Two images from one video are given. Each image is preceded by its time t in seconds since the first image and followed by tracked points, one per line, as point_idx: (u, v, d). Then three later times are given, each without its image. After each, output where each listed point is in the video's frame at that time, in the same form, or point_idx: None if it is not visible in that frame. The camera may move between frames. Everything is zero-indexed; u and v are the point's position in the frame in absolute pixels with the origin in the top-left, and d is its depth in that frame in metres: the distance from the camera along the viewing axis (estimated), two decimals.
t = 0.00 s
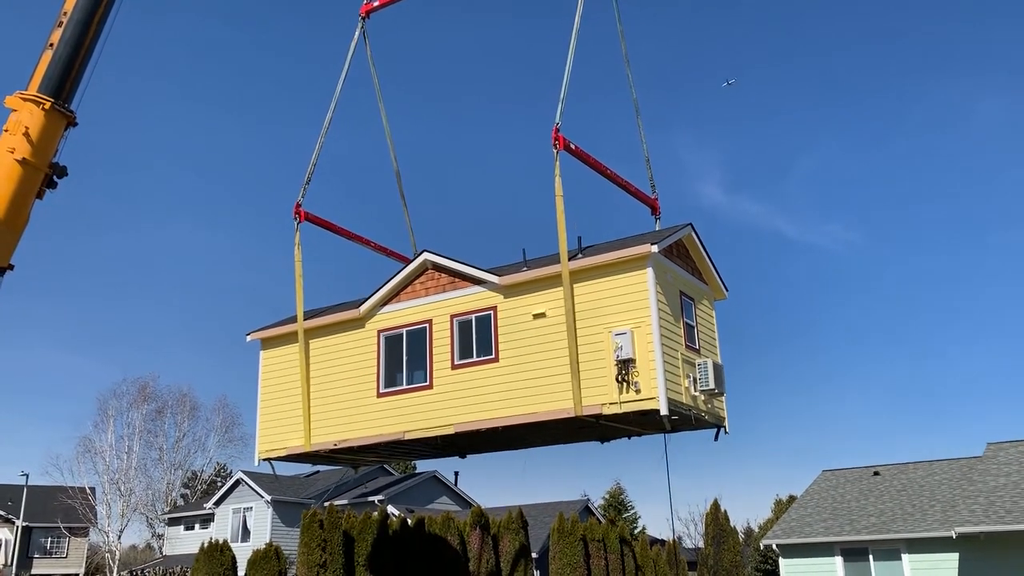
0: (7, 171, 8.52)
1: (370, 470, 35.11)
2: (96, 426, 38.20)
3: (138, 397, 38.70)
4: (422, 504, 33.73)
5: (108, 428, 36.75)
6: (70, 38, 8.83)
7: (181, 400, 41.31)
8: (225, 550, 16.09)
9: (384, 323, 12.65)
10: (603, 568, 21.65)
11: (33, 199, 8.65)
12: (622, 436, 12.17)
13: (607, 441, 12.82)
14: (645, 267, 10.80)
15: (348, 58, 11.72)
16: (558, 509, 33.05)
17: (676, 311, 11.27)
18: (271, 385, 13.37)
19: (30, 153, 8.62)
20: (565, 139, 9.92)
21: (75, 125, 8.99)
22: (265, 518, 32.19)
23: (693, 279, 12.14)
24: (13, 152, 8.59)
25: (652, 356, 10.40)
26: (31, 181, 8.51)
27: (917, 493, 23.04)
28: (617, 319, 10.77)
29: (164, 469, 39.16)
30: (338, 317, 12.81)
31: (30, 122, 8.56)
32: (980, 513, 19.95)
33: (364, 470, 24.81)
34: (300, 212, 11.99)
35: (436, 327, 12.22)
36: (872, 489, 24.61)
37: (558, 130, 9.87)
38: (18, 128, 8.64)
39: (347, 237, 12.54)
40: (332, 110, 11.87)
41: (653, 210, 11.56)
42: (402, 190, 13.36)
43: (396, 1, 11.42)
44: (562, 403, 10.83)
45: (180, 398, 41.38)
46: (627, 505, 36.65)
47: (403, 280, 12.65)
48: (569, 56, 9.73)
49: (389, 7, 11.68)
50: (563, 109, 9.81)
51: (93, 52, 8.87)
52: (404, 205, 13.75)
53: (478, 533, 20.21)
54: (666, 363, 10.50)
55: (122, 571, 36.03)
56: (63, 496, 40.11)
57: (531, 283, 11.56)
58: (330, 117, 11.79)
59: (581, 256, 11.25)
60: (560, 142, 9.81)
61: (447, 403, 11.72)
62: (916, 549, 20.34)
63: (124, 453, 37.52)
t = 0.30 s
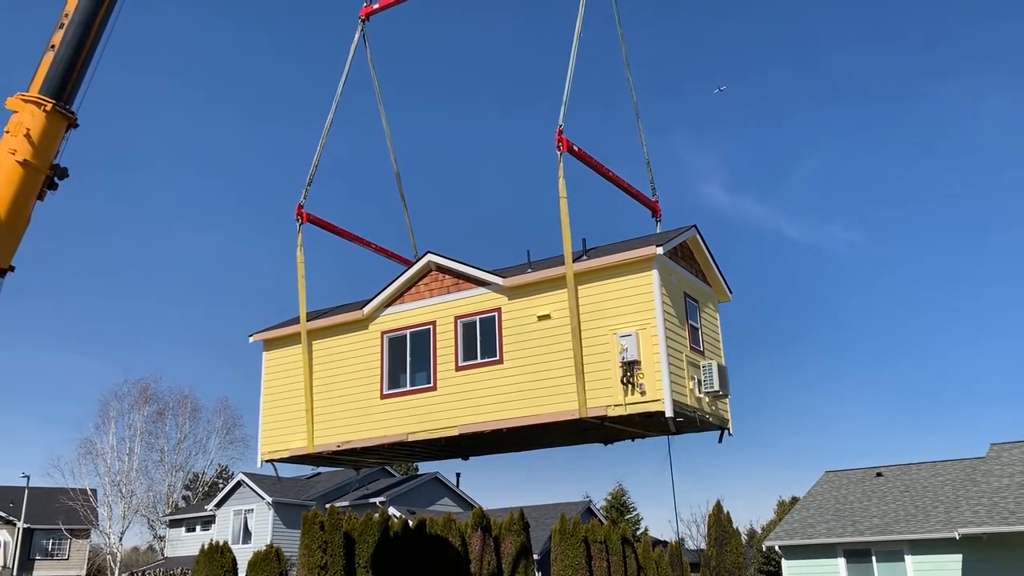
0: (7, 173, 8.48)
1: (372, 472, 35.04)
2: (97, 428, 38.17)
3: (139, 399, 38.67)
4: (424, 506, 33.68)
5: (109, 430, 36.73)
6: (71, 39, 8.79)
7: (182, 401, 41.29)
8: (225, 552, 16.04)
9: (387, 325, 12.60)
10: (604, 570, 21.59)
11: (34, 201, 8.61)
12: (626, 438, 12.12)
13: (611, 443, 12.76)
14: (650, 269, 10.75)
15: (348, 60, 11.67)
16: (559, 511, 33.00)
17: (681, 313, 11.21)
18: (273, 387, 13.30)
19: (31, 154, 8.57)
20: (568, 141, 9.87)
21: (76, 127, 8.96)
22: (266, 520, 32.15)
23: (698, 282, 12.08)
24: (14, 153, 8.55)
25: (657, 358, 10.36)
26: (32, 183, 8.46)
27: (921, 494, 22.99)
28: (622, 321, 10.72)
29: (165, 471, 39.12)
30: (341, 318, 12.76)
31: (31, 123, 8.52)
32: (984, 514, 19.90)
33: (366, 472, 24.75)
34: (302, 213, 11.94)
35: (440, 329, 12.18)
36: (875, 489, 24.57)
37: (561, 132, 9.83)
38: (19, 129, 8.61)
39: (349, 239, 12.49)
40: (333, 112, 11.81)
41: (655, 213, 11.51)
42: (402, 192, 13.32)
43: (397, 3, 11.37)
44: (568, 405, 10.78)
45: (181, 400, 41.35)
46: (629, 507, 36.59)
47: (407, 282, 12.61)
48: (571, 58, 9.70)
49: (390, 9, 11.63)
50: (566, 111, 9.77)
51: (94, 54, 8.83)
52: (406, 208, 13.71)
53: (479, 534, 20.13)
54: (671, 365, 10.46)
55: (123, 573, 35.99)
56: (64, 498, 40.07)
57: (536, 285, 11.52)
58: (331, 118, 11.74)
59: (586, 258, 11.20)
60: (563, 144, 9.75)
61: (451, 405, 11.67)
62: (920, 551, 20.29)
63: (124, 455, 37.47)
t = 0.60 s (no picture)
0: (10, 174, 8.50)
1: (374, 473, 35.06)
2: (100, 429, 38.23)
3: (142, 400, 38.72)
4: (425, 506, 33.70)
5: (111, 431, 36.78)
6: (74, 41, 8.82)
7: (184, 403, 41.36)
8: (226, 552, 16.07)
9: (390, 326, 12.62)
10: (606, 570, 21.60)
11: (35, 202, 8.62)
12: (628, 439, 12.12)
13: (614, 443, 12.77)
14: (653, 270, 10.77)
15: (348, 62, 11.68)
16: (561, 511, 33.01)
17: (684, 315, 11.22)
18: (276, 387, 13.32)
19: (33, 156, 8.59)
20: (569, 143, 9.88)
21: (77, 129, 8.98)
22: (268, 520, 32.18)
23: (700, 284, 12.09)
24: (16, 154, 8.57)
25: (661, 359, 10.37)
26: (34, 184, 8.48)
27: (923, 494, 22.98)
28: (625, 323, 10.74)
29: (168, 472, 39.17)
30: (344, 319, 12.78)
31: (33, 125, 8.55)
32: (986, 514, 19.90)
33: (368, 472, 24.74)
34: (303, 215, 11.96)
35: (443, 330, 12.19)
36: (877, 489, 24.56)
37: (563, 134, 9.84)
38: (21, 131, 8.63)
39: (351, 241, 12.51)
40: (333, 114, 11.82)
41: (657, 215, 11.52)
42: (402, 194, 13.34)
43: (397, 6, 11.40)
44: (571, 406, 10.80)
45: (183, 400, 41.41)
46: (632, 507, 36.59)
47: (410, 283, 12.63)
48: (573, 60, 9.71)
49: (390, 11, 11.65)
50: (568, 114, 9.79)
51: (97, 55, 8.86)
52: (407, 209, 13.73)
53: (480, 535, 20.11)
54: (675, 367, 10.47)
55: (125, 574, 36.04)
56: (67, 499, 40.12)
57: (539, 286, 11.54)
58: (332, 121, 11.76)
59: (588, 260, 11.22)
60: (565, 147, 9.77)
61: (454, 405, 11.69)
62: (922, 551, 20.28)
63: (127, 456, 37.52)
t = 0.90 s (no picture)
0: (12, 175, 8.53)
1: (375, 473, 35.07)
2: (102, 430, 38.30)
3: (144, 401, 38.79)
4: (427, 507, 33.72)
5: (114, 432, 36.85)
6: (76, 43, 8.85)
7: (186, 403, 41.42)
8: (226, 553, 16.10)
9: (392, 326, 12.64)
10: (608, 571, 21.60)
11: (37, 204, 8.65)
12: (629, 440, 12.14)
13: (615, 444, 12.78)
14: (654, 272, 10.78)
15: (349, 63, 11.71)
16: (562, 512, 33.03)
17: (685, 317, 11.24)
18: (277, 387, 13.35)
19: (35, 157, 8.63)
20: (570, 146, 9.89)
21: (79, 130, 9.01)
22: (270, 521, 32.20)
23: (701, 285, 12.09)
24: (18, 156, 8.60)
25: (662, 361, 10.39)
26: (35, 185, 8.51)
27: (925, 494, 22.97)
28: (626, 324, 10.75)
29: (170, 473, 39.22)
30: (346, 320, 12.81)
31: (35, 126, 8.57)
32: (988, 514, 19.91)
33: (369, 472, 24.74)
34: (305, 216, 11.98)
35: (444, 331, 12.21)
36: (879, 490, 24.55)
37: (564, 136, 9.86)
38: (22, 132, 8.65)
39: (353, 242, 12.53)
40: (335, 115, 11.85)
41: (657, 217, 11.53)
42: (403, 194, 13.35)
43: (398, 8, 11.43)
44: (572, 407, 10.82)
45: (185, 401, 41.48)
46: (634, 508, 36.59)
47: (411, 284, 12.65)
48: (574, 63, 9.74)
49: (390, 13, 11.69)
50: (569, 116, 9.82)
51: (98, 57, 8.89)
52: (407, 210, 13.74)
53: (481, 536, 20.16)
54: (676, 368, 10.49)
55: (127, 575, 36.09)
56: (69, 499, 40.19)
57: (541, 287, 11.56)
58: (333, 122, 11.78)
59: (590, 261, 11.23)
60: (566, 149, 9.78)
61: (455, 406, 11.71)
62: (924, 551, 20.29)
63: (129, 457, 37.57)
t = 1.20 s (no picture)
0: (14, 175, 8.56)
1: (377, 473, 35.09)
2: (104, 430, 38.37)
3: (146, 400, 38.86)
4: (428, 506, 33.73)
5: (116, 431, 36.92)
6: (78, 43, 8.88)
7: (188, 403, 41.49)
8: (226, 552, 16.12)
9: (392, 326, 12.66)
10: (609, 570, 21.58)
11: (39, 204, 8.67)
12: (628, 440, 12.14)
13: (614, 444, 12.78)
14: (654, 272, 10.79)
15: (351, 64, 11.71)
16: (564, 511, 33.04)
17: (685, 318, 11.24)
18: (277, 387, 13.36)
19: (37, 158, 8.65)
20: (571, 147, 9.91)
21: (81, 131, 9.03)
22: (271, 521, 32.23)
23: (701, 286, 12.09)
24: (20, 156, 8.62)
25: (662, 361, 10.40)
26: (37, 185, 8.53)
27: (926, 494, 22.95)
28: (627, 324, 10.76)
29: (172, 472, 39.29)
30: (346, 320, 12.82)
31: (37, 126, 8.60)
32: (989, 514, 19.89)
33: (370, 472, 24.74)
34: (306, 216, 11.99)
35: (445, 331, 12.22)
36: (880, 490, 24.53)
37: (565, 137, 9.88)
38: (25, 133, 8.69)
39: (353, 242, 12.55)
40: (336, 116, 11.86)
41: (657, 218, 11.54)
42: (403, 194, 13.36)
43: (400, 9, 11.45)
44: (572, 406, 10.84)
45: (187, 401, 41.56)
46: (636, 508, 36.58)
47: (411, 284, 12.67)
48: (576, 63, 9.76)
49: (392, 14, 11.70)
50: (570, 117, 9.83)
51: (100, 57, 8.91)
52: (407, 210, 13.76)
53: (482, 535, 20.17)
54: (676, 368, 10.50)
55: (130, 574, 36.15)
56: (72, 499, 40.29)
57: (541, 287, 11.58)
58: (333, 123, 11.80)
59: (590, 262, 11.24)
60: (567, 150, 9.79)
61: (456, 405, 11.72)
62: (925, 551, 20.27)
63: (131, 456, 37.63)
